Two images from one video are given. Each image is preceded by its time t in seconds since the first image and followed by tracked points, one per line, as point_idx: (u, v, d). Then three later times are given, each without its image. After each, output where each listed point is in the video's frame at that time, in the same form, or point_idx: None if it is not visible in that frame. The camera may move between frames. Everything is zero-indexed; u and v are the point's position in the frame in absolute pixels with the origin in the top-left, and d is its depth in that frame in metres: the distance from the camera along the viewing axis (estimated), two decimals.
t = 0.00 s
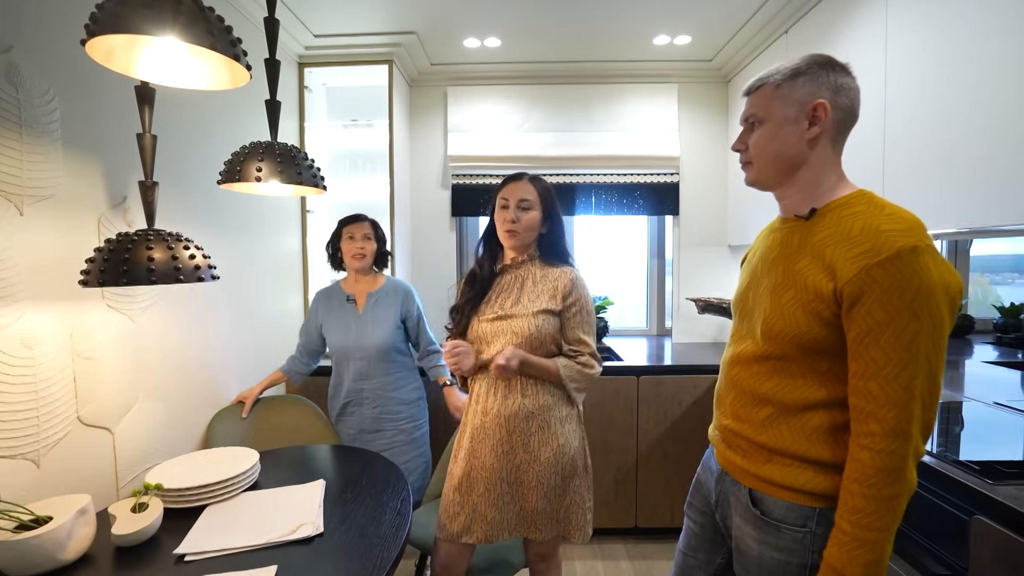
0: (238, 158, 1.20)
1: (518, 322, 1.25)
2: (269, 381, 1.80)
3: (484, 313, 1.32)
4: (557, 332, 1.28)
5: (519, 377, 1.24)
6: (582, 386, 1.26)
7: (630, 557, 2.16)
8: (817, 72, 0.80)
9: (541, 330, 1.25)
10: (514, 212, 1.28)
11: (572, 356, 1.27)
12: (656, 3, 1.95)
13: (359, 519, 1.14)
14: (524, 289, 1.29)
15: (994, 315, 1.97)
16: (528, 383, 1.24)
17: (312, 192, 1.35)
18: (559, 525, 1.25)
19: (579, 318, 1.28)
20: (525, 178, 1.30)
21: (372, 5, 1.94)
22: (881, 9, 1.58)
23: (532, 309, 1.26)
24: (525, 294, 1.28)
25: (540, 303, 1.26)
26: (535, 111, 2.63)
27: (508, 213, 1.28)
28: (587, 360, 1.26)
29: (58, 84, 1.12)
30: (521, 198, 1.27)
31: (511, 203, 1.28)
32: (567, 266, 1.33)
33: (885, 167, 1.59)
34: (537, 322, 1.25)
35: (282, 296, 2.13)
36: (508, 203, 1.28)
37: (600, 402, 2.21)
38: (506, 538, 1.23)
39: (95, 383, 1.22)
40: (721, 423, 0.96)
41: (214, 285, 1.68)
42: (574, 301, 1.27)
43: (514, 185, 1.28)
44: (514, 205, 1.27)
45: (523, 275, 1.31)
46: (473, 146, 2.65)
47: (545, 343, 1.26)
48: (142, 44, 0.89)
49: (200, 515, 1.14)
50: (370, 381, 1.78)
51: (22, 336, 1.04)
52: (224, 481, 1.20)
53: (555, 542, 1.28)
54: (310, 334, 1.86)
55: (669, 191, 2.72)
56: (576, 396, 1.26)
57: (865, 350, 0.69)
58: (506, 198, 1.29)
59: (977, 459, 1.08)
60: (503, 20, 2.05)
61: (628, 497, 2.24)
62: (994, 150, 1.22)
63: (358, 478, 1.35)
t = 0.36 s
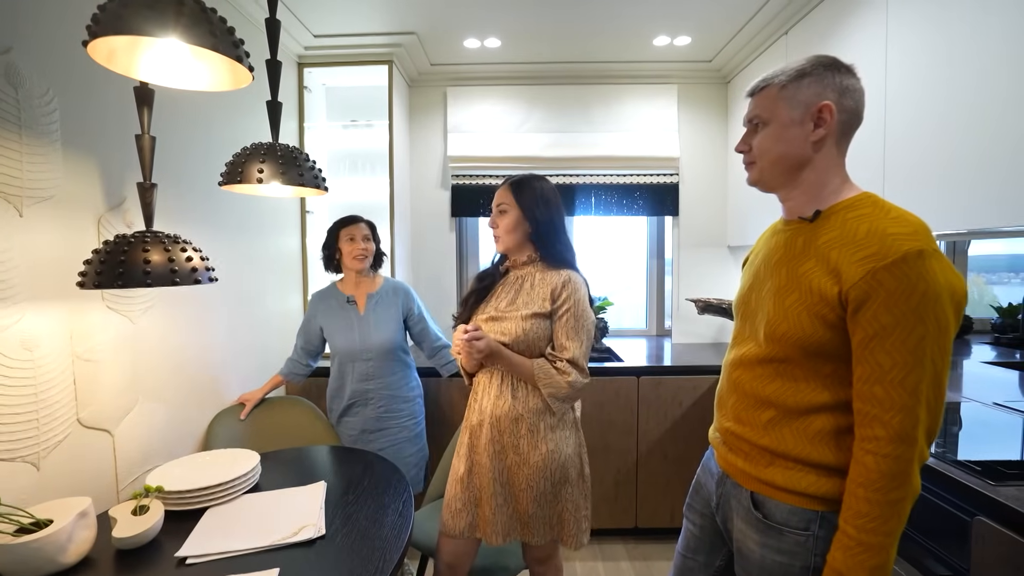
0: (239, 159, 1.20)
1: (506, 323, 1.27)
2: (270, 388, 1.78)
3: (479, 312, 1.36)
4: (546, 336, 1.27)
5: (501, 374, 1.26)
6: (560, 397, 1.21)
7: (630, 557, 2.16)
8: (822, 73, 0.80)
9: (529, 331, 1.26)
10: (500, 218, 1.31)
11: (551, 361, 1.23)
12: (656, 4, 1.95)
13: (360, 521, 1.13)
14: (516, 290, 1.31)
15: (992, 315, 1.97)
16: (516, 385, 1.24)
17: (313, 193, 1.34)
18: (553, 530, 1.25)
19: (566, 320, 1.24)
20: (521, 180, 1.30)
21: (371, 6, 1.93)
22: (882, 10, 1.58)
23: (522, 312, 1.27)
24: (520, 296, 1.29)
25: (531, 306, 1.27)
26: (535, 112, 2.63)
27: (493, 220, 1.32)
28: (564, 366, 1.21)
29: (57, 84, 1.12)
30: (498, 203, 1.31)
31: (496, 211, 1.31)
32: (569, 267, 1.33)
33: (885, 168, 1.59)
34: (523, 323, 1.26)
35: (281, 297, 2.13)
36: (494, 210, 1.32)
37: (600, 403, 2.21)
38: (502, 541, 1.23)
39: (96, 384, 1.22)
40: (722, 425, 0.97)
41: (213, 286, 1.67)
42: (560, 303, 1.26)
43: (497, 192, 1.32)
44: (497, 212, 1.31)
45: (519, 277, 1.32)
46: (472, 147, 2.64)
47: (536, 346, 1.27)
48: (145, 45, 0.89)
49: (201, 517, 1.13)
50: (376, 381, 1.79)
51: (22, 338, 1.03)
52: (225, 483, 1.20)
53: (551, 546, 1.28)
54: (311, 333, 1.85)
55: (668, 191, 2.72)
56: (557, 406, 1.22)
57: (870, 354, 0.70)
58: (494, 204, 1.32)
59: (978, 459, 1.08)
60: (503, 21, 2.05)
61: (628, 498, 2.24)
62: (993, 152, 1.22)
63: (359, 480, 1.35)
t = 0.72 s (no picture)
0: (238, 156, 1.18)
1: (512, 325, 1.25)
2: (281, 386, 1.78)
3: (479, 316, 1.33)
4: (550, 336, 1.26)
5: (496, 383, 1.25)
6: (567, 398, 1.21)
7: (630, 557, 2.15)
8: (823, 67, 0.79)
9: (534, 331, 1.24)
10: (521, 211, 1.27)
11: (555, 363, 1.22)
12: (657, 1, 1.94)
13: (360, 520, 1.13)
14: (522, 289, 1.29)
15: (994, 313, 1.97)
16: (520, 388, 1.23)
17: (312, 191, 1.33)
18: (552, 533, 1.24)
19: (573, 320, 1.23)
20: (534, 179, 1.29)
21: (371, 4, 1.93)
22: (883, 8, 1.57)
23: (524, 313, 1.25)
24: (521, 297, 1.28)
25: (534, 306, 1.25)
26: (535, 110, 2.62)
27: (512, 213, 1.27)
28: (571, 368, 1.20)
29: (54, 80, 1.11)
30: (527, 196, 1.27)
31: (518, 203, 1.27)
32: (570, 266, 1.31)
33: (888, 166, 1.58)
34: (529, 324, 1.24)
35: (281, 296, 2.12)
36: (514, 202, 1.28)
37: (601, 402, 2.20)
38: (503, 538, 1.23)
39: (94, 383, 1.21)
40: (722, 424, 0.96)
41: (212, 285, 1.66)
42: (564, 302, 1.24)
43: (520, 184, 1.28)
44: (520, 205, 1.27)
45: (524, 275, 1.31)
46: (472, 146, 2.63)
47: (539, 347, 1.26)
48: (142, 40, 0.88)
49: (199, 517, 1.12)
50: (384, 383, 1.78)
51: (17, 336, 1.02)
52: (223, 482, 1.19)
53: (552, 549, 1.26)
54: (321, 330, 1.86)
55: (669, 190, 2.71)
56: (564, 406, 1.22)
57: (876, 355, 0.69)
58: (513, 197, 1.28)
59: (982, 458, 1.07)
60: (503, 19, 2.05)
61: (629, 498, 2.23)
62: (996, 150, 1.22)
63: (358, 479, 1.34)
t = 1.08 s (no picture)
0: (231, 158, 1.19)
1: (522, 326, 1.25)
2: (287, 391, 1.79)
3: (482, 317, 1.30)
4: (556, 334, 1.29)
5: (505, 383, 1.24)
6: (575, 389, 1.27)
7: (625, 557, 2.16)
8: (806, 70, 0.79)
9: (542, 332, 1.25)
10: (530, 214, 1.27)
11: (565, 358, 1.27)
12: (652, 2, 1.95)
13: (353, 520, 1.13)
14: (523, 291, 1.29)
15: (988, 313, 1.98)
16: (527, 387, 1.24)
17: (306, 192, 1.34)
18: (558, 524, 1.26)
19: (577, 317, 1.30)
20: (531, 181, 1.30)
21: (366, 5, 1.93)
22: (875, 10, 1.58)
23: (534, 312, 1.26)
24: (524, 297, 1.28)
25: (541, 305, 1.26)
26: (531, 111, 2.62)
27: (519, 216, 1.27)
28: (581, 360, 1.27)
29: (47, 81, 1.11)
30: (532, 201, 1.28)
31: (525, 205, 1.27)
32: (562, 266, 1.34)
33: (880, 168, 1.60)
34: (539, 325, 1.25)
35: (276, 296, 2.12)
36: (521, 204, 1.27)
37: (596, 402, 2.21)
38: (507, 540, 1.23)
39: (88, 383, 1.21)
40: (711, 425, 0.97)
41: (207, 285, 1.66)
42: (570, 301, 1.29)
43: (521, 186, 1.27)
44: (528, 208, 1.27)
45: (521, 276, 1.31)
46: (469, 146, 2.64)
47: (547, 346, 1.27)
48: (134, 44, 0.88)
49: (192, 517, 1.13)
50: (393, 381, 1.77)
51: (10, 337, 1.02)
52: (217, 483, 1.20)
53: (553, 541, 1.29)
54: (326, 333, 1.86)
55: (665, 191, 2.72)
56: (572, 398, 1.26)
57: (859, 356, 0.70)
58: (519, 199, 1.27)
59: (970, 458, 1.08)
60: (499, 20, 2.05)
61: (624, 498, 2.24)
62: (986, 152, 1.23)
63: (352, 480, 1.35)
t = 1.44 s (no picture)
0: (221, 158, 1.18)
1: (514, 324, 1.26)
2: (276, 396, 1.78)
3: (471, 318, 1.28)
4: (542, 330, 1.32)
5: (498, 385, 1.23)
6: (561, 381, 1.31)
7: (617, 556, 2.17)
8: (787, 74, 0.81)
9: (533, 328, 1.28)
10: (516, 214, 1.28)
11: (551, 352, 1.32)
12: (643, 3, 1.96)
13: (344, 521, 1.13)
14: (510, 289, 1.29)
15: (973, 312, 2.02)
16: (517, 384, 1.25)
17: (296, 192, 1.34)
18: (546, 517, 1.27)
19: (559, 312, 1.36)
20: (513, 180, 1.29)
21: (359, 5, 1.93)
22: (863, 14, 1.61)
23: (524, 309, 1.28)
24: (512, 295, 1.29)
25: (529, 302, 1.29)
26: (523, 112, 2.63)
27: (507, 215, 1.27)
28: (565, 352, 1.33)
29: (34, 80, 1.10)
30: (519, 201, 1.28)
31: (512, 205, 1.27)
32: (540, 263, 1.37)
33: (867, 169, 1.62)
34: (530, 322, 1.27)
35: (267, 296, 2.11)
36: (508, 204, 1.27)
37: (589, 402, 2.22)
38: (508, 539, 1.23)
39: (76, 384, 1.20)
40: (699, 424, 0.97)
41: (198, 285, 1.65)
42: (552, 297, 1.34)
43: (505, 185, 1.27)
44: (514, 207, 1.28)
45: (506, 275, 1.31)
46: (461, 146, 2.64)
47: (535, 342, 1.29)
48: (122, 43, 0.88)
49: (182, 519, 1.12)
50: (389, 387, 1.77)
51: None
52: (207, 484, 1.19)
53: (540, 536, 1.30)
54: (317, 338, 1.84)
55: (657, 191, 2.74)
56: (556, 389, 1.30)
57: (844, 353, 0.71)
58: (504, 198, 1.27)
59: (954, 455, 1.10)
60: (491, 21, 2.05)
61: (616, 497, 2.25)
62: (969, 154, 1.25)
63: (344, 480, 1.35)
